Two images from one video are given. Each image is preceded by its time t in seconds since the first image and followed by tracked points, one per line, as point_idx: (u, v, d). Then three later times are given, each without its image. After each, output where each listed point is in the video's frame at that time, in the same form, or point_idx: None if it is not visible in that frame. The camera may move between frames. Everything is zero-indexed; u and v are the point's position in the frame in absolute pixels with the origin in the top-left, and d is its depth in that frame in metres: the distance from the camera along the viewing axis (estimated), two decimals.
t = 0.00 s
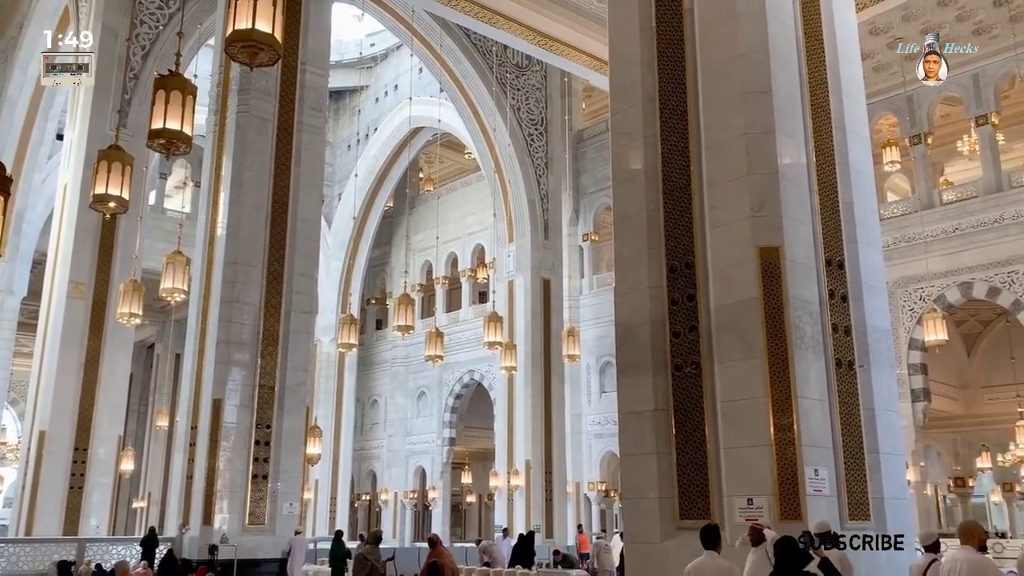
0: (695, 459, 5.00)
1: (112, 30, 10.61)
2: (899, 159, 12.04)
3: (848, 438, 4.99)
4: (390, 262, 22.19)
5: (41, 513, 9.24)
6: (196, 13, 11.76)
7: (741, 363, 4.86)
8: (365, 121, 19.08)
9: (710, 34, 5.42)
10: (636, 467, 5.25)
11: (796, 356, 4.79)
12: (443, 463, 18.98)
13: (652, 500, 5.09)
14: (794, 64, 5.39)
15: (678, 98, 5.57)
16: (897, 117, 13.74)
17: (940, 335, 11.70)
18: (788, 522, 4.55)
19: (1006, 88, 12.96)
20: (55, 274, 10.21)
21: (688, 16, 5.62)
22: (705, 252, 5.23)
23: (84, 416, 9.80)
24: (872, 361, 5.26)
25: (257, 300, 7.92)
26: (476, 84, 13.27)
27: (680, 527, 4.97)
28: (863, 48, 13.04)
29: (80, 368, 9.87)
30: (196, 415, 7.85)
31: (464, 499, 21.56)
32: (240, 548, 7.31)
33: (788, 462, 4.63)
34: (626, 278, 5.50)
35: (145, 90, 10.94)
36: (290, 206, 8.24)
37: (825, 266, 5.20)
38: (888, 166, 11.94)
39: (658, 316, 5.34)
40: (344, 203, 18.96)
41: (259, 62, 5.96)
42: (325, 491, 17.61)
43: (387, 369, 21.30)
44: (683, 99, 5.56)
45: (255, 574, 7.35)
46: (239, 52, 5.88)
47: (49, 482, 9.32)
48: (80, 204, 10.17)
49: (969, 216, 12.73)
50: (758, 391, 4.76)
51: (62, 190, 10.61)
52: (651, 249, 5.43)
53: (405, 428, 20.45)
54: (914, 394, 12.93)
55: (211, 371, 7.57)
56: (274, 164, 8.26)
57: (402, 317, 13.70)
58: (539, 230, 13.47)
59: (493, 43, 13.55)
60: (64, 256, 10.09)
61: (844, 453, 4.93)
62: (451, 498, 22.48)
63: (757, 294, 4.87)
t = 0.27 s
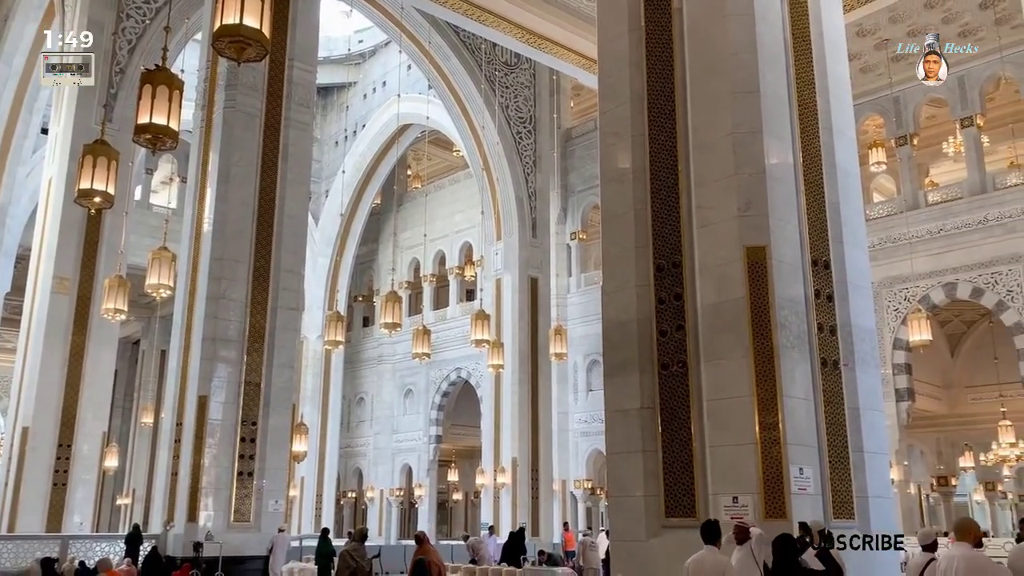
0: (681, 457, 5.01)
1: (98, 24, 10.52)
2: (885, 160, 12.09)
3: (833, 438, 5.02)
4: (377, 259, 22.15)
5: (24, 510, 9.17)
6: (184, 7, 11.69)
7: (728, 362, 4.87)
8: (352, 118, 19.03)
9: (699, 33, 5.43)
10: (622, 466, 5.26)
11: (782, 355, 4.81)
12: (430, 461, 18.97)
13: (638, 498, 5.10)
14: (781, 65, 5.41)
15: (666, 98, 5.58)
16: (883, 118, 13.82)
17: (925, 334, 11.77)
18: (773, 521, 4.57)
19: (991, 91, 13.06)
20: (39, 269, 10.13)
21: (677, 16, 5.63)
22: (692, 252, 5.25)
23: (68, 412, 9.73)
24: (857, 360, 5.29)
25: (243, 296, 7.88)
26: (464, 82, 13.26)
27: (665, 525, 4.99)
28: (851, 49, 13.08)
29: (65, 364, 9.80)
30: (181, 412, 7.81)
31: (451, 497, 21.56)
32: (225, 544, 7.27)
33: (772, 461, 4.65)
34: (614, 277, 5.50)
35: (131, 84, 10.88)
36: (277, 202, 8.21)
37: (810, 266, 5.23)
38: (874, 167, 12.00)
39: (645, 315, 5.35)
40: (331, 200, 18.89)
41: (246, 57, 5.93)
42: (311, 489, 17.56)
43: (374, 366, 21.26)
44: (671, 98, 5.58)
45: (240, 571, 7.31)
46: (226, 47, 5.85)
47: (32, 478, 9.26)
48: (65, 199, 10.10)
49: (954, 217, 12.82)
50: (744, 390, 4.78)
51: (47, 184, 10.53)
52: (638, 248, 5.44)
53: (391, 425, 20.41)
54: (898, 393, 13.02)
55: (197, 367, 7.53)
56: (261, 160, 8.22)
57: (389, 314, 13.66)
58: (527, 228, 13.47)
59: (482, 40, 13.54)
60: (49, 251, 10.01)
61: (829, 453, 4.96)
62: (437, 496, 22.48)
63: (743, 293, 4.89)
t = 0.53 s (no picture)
0: (670, 456, 5.03)
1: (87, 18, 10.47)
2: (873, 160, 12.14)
3: (820, 437, 5.04)
4: (367, 256, 22.10)
5: (9, 507, 9.12)
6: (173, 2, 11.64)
7: (716, 362, 4.89)
8: (342, 114, 18.97)
9: (689, 32, 5.45)
10: (610, 464, 5.26)
11: (770, 354, 4.83)
12: (418, 459, 18.96)
13: (626, 496, 5.11)
14: (771, 65, 5.43)
15: (656, 97, 5.59)
16: (872, 118, 13.88)
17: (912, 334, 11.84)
18: (760, 519, 4.59)
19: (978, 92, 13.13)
20: (26, 264, 10.06)
21: (668, 15, 5.64)
22: (681, 251, 5.26)
23: (55, 408, 9.68)
24: (844, 360, 5.31)
25: (232, 293, 7.85)
26: (455, 79, 13.24)
27: (653, 523, 5.01)
28: (840, 50, 13.12)
29: (51, 360, 9.75)
30: (168, 409, 7.77)
31: (439, 495, 21.55)
32: (212, 542, 7.23)
33: (760, 460, 4.67)
34: (603, 275, 5.51)
35: (120, 79, 10.83)
36: (266, 198, 8.18)
37: (799, 266, 5.25)
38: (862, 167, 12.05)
39: (634, 314, 5.35)
40: (320, 197, 18.83)
41: (236, 53, 5.91)
42: (299, 487, 17.50)
43: (363, 364, 21.23)
44: (661, 97, 5.59)
45: (226, 568, 7.28)
46: (216, 43, 5.82)
47: (17, 475, 9.21)
48: (52, 194, 10.04)
49: (941, 218, 12.90)
50: (732, 389, 4.79)
51: (34, 179, 10.46)
52: (628, 246, 5.45)
53: (380, 423, 20.39)
54: (885, 393, 13.09)
55: (184, 364, 7.50)
56: (250, 156, 8.19)
57: (378, 311, 13.62)
58: (517, 226, 13.48)
59: (473, 38, 13.52)
60: (36, 246, 9.95)
61: (816, 451, 4.99)
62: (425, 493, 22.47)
63: (732, 293, 4.91)
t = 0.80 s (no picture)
0: (655, 453, 5.04)
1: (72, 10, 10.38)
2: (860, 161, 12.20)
3: (804, 435, 5.07)
4: (354, 252, 22.04)
5: None
6: None
7: (702, 360, 4.90)
8: (330, 110, 18.89)
9: (677, 31, 5.45)
10: (596, 461, 5.27)
11: (756, 353, 4.85)
12: (405, 456, 18.94)
13: (612, 494, 5.11)
14: (758, 64, 5.44)
15: (644, 95, 5.60)
16: (859, 119, 13.95)
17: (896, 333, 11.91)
18: (745, 517, 4.62)
19: (963, 94, 13.22)
20: (9, 258, 9.98)
21: (656, 14, 5.65)
22: (668, 249, 5.27)
23: (37, 403, 9.61)
24: (829, 359, 5.33)
25: (218, 288, 7.81)
26: (443, 75, 13.22)
27: (638, 520, 5.02)
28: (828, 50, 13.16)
29: (34, 354, 9.67)
30: (153, 405, 7.73)
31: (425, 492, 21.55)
32: (196, 538, 7.23)
33: (745, 457, 4.70)
34: (590, 272, 5.50)
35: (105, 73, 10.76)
36: (253, 193, 8.14)
37: (785, 265, 5.27)
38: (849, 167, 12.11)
39: (621, 312, 5.36)
40: (307, 192, 18.74)
41: (223, 48, 5.87)
42: (284, 483, 17.44)
43: (350, 360, 21.17)
44: (649, 96, 5.59)
45: (211, 565, 7.29)
46: (203, 37, 5.78)
47: None
48: (36, 187, 9.95)
49: (926, 218, 12.98)
50: (718, 387, 4.81)
51: (18, 172, 10.36)
52: (615, 244, 5.46)
53: (366, 419, 20.35)
54: (869, 392, 13.17)
55: (169, 360, 7.46)
56: (236, 151, 8.15)
57: (365, 308, 13.57)
58: (505, 223, 13.47)
59: (461, 35, 13.48)
60: (19, 240, 9.86)
61: (800, 450, 5.01)
62: (411, 490, 22.45)
63: (718, 291, 4.92)
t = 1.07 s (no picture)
0: (640, 451, 5.06)
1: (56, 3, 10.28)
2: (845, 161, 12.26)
3: (788, 434, 5.10)
4: (340, 249, 21.97)
5: None
6: None
7: (687, 358, 4.92)
8: (317, 106, 18.81)
9: (665, 30, 5.47)
10: (581, 459, 5.28)
11: (741, 351, 4.87)
12: (390, 453, 18.91)
13: (597, 492, 5.12)
14: (745, 64, 5.47)
15: (632, 94, 5.61)
16: (844, 119, 14.02)
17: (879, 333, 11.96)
18: (728, 514, 4.64)
19: (947, 96, 13.33)
20: None
21: (644, 13, 5.66)
22: (654, 248, 5.29)
23: (19, 399, 9.53)
24: (813, 358, 5.36)
25: (203, 284, 7.77)
26: (430, 72, 13.18)
27: (623, 518, 5.03)
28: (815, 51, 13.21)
29: (15, 350, 9.59)
30: (136, 401, 7.68)
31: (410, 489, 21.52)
32: (179, 535, 7.22)
33: (729, 455, 4.72)
34: (576, 270, 5.51)
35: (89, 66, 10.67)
36: (239, 189, 8.10)
37: (770, 264, 5.30)
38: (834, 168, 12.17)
39: (607, 310, 5.37)
40: (293, 188, 18.65)
41: (210, 43, 5.83)
42: (268, 480, 17.38)
43: (335, 357, 21.11)
44: (637, 95, 5.60)
45: (194, 560, 7.31)
46: (189, 31, 5.74)
47: None
48: (18, 181, 9.85)
49: (910, 219, 13.07)
50: (703, 385, 4.83)
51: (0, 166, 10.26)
52: (602, 242, 5.46)
53: (352, 416, 20.30)
54: (853, 391, 13.25)
55: (153, 356, 7.42)
56: (222, 146, 8.11)
57: (351, 305, 13.52)
58: (492, 221, 13.46)
59: (449, 31, 13.45)
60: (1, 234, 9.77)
61: (784, 448, 5.04)
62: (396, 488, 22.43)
63: (704, 290, 4.94)
